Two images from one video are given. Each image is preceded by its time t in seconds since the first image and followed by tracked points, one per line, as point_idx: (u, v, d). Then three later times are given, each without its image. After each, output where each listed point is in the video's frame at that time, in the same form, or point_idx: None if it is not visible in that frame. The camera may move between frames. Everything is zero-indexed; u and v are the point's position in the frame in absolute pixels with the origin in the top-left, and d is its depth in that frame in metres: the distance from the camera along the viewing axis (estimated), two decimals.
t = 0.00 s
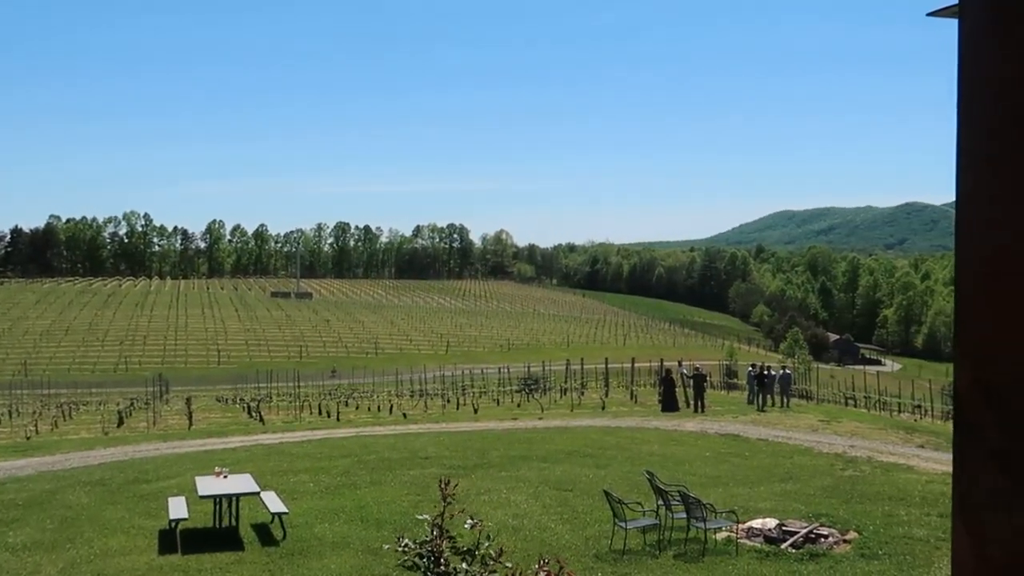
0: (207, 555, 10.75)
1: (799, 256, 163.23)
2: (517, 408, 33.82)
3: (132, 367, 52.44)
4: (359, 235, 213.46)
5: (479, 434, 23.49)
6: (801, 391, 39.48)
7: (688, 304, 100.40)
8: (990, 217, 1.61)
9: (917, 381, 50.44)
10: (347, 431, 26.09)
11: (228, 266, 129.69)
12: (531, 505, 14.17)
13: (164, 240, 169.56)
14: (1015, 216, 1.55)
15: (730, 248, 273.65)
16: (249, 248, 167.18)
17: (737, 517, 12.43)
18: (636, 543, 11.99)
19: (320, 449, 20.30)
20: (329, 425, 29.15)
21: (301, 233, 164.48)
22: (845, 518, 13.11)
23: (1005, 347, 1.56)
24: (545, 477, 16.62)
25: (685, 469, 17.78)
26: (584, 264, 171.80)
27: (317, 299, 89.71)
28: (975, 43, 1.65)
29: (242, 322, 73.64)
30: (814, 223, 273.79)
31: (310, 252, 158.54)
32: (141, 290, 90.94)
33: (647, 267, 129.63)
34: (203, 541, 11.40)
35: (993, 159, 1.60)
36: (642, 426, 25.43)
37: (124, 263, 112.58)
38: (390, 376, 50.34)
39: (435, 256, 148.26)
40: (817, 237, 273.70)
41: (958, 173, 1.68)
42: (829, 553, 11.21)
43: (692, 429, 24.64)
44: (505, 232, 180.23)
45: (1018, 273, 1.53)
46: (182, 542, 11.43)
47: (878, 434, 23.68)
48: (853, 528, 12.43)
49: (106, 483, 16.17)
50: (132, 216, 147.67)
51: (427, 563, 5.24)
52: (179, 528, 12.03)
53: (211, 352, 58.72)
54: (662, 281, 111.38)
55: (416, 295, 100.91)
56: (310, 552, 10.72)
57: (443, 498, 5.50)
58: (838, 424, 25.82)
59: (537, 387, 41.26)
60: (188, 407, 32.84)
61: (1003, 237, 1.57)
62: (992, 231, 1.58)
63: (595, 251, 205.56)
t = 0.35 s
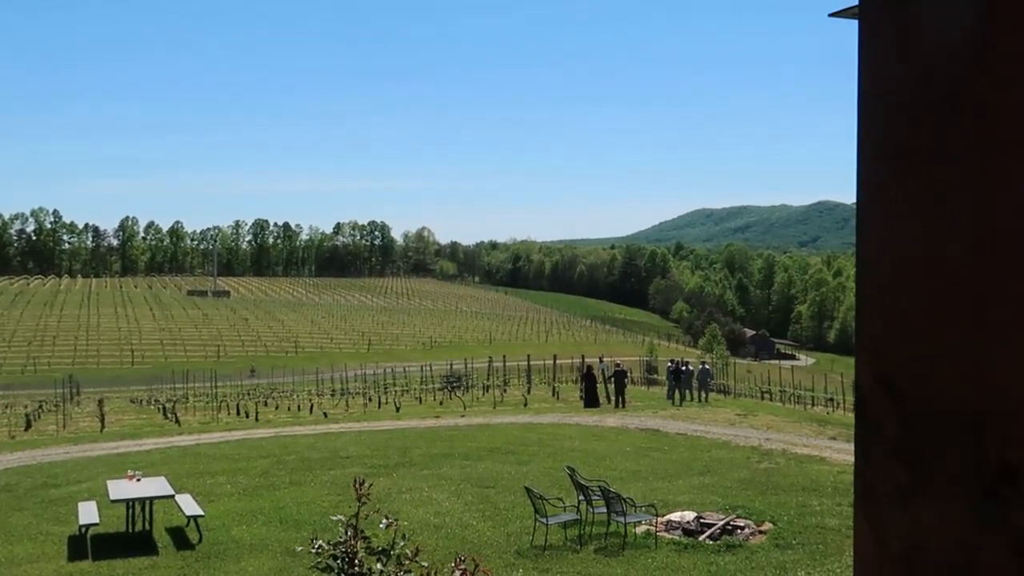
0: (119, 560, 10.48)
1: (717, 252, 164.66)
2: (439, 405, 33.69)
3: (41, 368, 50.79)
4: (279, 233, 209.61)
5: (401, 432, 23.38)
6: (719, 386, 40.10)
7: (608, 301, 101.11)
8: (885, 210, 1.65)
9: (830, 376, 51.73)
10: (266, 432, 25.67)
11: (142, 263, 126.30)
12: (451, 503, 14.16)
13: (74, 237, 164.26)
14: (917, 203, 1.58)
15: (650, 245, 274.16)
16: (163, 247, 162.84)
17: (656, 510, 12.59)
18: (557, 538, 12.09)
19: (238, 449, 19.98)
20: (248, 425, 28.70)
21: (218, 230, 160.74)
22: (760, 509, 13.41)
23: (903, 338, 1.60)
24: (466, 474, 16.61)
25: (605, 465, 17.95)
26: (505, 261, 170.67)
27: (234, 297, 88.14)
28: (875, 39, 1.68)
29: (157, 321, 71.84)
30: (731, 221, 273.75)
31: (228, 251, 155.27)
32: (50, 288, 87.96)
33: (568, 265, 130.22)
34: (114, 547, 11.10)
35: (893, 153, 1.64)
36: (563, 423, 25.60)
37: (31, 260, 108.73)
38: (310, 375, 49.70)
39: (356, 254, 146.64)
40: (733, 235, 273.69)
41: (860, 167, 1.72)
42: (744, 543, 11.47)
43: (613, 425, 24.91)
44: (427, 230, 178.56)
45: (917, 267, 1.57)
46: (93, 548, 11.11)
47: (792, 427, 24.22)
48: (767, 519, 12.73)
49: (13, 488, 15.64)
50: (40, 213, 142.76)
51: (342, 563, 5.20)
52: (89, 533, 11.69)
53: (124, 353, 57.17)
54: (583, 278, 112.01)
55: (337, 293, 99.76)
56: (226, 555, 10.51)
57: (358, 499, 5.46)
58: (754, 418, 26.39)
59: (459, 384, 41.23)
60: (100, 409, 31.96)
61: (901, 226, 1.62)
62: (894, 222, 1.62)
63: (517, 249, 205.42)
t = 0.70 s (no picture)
0: (55, 550, 10.28)
1: (660, 236, 165.05)
2: (382, 390, 33.53)
3: None
4: (218, 216, 205.79)
5: (344, 417, 23.26)
6: (661, 368, 40.46)
7: (552, 285, 101.38)
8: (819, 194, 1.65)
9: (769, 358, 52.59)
10: (206, 418, 25.35)
11: (76, 248, 123.42)
12: (395, 488, 14.12)
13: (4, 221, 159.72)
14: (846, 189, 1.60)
15: (593, 230, 273.97)
16: (99, 232, 159.07)
17: (598, 492, 12.70)
18: (501, 521, 12.14)
19: (179, 436, 19.73)
20: (188, 411, 28.34)
21: (154, 214, 157.23)
22: (701, 489, 13.61)
23: (835, 321, 1.61)
24: (410, 459, 16.57)
25: (549, 447, 18.03)
26: (449, 246, 169.48)
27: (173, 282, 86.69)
28: (809, 27, 1.67)
29: (92, 307, 70.24)
30: (673, 206, 273.77)
31: (166, 236, 152.33)
32: None
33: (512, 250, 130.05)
34: (50, 536, 10.89)
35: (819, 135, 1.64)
36: (507, 406, 25.68)
37: None
38: (251, 361, 49.13)
39: (298, 239, 144.82)
40: (675, 219, 273.82)
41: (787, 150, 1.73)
42: (685, 523, 11.63)
43: (557, 408, 25.06)
44: (370, 215, 176.64)
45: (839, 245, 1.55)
46: (27, 538, 10.89)
47: (732, 407, 24.58)
48: (708, 499, 12.92)
49: None
50: None
51: (278, 550, 5.15)
52: (23, 524, 11.42)
53: (58, 340, 55.80)
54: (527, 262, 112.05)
55: (278, 279, 98.60)
56: (166, 544, 10.37)
57: (295, 485, 5.41)
58: (696, 399, 26.73)
59: (403, 368, 41.12)
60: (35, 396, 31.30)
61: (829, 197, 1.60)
62: (824, 204, 1.60)
63: (460, 233, 204.36)
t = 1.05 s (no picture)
0: (31, 533, 10.19)
1: (637, 218, 165.00)
2: (360, 372, 33.49)
3: None
4: (193, 197, 203.85)
5: (322, 399, 23.21)
6: (638, 348, 40.62)
7: (529, 266, 101.37)
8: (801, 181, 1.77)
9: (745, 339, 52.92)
10: (182, 401, 25.22)
11: (49, 229, 121.98)
12: (373, 470, 14.09)
13: None
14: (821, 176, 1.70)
15: (570, 211, 273.80)
16: (72, 214, 157.20)
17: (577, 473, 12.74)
18: (480, 501, 12.15)
19: (156, 419, 19.61)
20: (165, 394, 28.16)
21: (127, 195, 155.53)
22: (678, 469, 13.68)
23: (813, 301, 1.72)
24: (389, 440, 16.55)
25: (527, 428, 18.07)
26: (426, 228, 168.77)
27: (148, 264, 85.94)
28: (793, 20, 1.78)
29: (66, 290, 69.53)
30: (651, 186, 273.79)
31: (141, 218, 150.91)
32: None
33: (490, 231, 129.76)
34: (26, 520, 10.79)
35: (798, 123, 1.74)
36: (485, 387, 25.71)
37: None
38: (228, 343, 48.84)
39: (274, 220, 143.82)
40: (653, 200, 273.78)
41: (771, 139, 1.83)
42: (663, 502, 11.70)
43: (535, 389, 25.10)
44: (347, 196, 175.49)
45: (812, 228, 1.65)
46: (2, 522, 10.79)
47: (709, 388, 24.73)
48: (685, 479, 12.99)
49: None
50: None
51: (258, 529, 5.15)
52: None
53: (32, 322, 55.26)
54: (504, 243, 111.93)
55: (255, 261, 98.02)
56: (143, 527, 10.32)
57: (275, 464, 5.36)
58: (673, 380, 26.88)
59: (381, 350, 41.05)
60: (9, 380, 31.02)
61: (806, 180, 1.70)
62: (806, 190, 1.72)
63: (438, 215, 204.04)
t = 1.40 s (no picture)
0: (21, 525, 10.18)
1: (625, 207, 164.80)
2: (349, 363, 33.46)
3: None
4: (180, 188, 202.68)
5: (311, 390, 23.18)
6: (627, 338, 40.68)
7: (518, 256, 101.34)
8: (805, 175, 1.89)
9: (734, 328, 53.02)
10: (172, 393, 25.16)
11: (34, 221, 121.16)
12: (363, 460, 14.10)
13: None
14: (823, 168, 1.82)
15: (559, 201, 273.74)
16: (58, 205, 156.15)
17: (567, 462, 12.78)
18: (471, 492, 12.18)
19: (145, 411, 19.56)
20: (154, 386, 28.08)
21: (114, 187, 154.54)
22: (667, 458, 13.72)
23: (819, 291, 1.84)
24: (378, 431, 16.54)
25: (517, 418, 18.10)
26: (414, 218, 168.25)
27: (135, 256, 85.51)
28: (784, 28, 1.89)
29: (53, 282, 69.19)
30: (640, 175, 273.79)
31: (127, 208, 150.03)
32: None
33: (478, 221, 129.55)
34: (15, 512, 10.76)
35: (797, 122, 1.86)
36: (474, 378, 25.73)
37: None
38: (216, 335, 48.67)
39: (262, 211, 143.20)
40: (641, 190, 273.83)
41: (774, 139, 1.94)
42: (653, 491, 11.74)
43: (524, 379, 25.11)
44: (334, 186, 174.79)
45: (806, 221, 1.78)
46: None
47: (698, 377, 24.77)
48: (675, 468, 13.03)
49: None
50: None
51: (251, 521, 5.21)
52: None
53: (19, 315, 54.94)
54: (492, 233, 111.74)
55: (243, 251, 97.64)
56: (133, 518, 10.31)
57: (266, 456, 5.40)
58: (662, 369, 26.93)
59: (370, 341, 41.02)
60: None
61: (802, 178, 1.81)
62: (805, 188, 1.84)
63: (427, 205, 203.21)
